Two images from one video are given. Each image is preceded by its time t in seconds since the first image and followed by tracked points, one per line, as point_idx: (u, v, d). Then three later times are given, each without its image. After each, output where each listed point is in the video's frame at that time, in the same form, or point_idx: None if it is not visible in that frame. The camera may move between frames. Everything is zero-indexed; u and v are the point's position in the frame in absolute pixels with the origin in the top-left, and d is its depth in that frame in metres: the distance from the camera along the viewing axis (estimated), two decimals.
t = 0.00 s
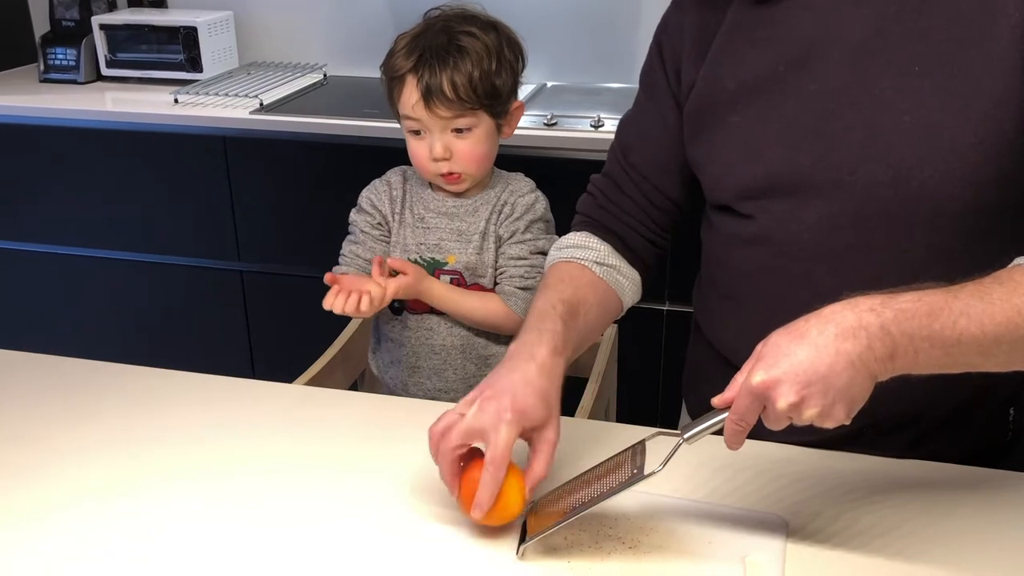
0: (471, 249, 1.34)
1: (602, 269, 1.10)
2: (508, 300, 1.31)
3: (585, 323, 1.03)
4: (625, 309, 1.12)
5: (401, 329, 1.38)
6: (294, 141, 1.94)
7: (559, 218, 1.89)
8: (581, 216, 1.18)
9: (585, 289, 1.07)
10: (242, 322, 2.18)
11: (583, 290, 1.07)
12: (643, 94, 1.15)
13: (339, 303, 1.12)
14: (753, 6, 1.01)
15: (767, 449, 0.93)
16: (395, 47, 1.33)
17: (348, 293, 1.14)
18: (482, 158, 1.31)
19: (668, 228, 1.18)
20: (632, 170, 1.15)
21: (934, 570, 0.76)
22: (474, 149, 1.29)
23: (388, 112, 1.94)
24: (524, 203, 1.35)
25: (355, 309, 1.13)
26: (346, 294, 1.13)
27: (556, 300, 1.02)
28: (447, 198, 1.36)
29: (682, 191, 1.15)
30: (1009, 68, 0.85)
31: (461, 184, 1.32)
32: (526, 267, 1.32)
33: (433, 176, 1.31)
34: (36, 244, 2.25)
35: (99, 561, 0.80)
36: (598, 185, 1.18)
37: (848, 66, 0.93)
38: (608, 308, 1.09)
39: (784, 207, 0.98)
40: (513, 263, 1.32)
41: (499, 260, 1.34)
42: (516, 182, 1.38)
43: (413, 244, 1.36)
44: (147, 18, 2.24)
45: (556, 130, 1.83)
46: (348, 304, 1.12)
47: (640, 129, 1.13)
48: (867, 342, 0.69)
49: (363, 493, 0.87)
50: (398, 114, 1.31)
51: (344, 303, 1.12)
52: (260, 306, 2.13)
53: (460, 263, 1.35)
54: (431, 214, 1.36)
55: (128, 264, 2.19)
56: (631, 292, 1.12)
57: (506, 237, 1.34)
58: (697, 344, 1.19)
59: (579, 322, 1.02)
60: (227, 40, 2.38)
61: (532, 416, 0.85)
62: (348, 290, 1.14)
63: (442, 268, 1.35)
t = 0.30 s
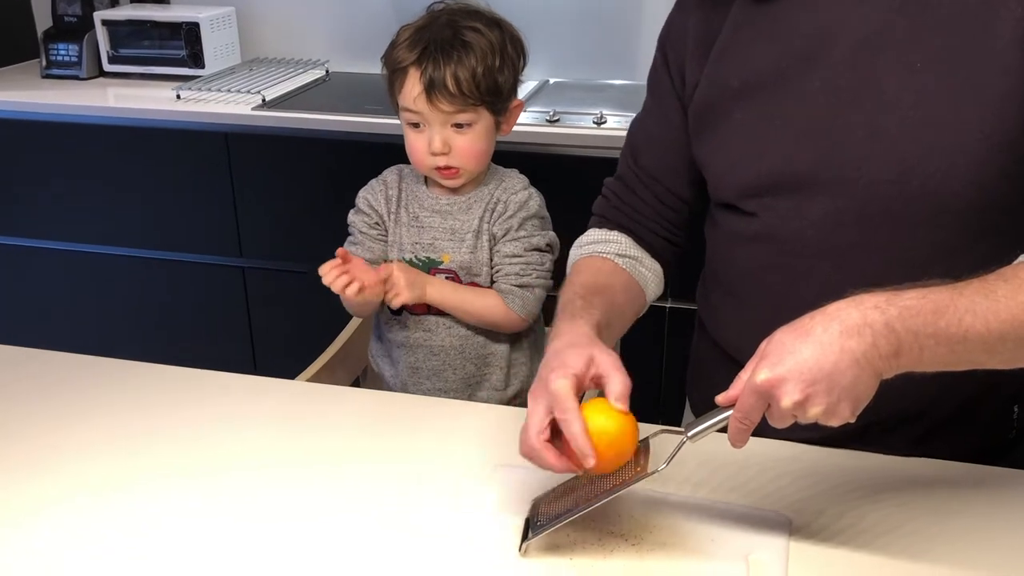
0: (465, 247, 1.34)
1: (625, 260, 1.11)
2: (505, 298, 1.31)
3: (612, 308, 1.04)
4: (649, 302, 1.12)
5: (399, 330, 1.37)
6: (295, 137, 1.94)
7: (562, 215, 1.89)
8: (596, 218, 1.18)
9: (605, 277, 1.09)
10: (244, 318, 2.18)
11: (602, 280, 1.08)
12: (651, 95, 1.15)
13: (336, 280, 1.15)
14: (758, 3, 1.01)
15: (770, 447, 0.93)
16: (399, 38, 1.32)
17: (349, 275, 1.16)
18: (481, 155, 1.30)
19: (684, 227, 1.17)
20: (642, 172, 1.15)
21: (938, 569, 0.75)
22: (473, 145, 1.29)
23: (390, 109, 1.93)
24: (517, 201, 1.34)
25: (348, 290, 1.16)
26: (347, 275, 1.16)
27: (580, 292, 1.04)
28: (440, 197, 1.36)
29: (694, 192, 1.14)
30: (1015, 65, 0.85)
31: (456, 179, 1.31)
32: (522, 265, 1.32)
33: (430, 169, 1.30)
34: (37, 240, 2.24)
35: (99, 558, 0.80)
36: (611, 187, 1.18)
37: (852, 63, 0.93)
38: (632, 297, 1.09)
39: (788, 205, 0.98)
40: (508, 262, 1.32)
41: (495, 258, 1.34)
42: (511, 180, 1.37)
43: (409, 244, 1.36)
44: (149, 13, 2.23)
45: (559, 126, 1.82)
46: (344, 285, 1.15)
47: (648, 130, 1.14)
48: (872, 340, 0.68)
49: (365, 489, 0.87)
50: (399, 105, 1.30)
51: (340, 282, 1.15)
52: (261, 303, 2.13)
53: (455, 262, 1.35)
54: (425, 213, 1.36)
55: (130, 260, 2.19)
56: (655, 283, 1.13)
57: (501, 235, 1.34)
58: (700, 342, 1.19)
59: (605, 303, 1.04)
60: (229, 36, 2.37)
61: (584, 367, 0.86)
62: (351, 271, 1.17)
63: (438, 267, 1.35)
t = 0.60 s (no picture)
0: (463, 244, 1.34)
1: (600, 257, 1.10)
2: (504, 295, 1.30)
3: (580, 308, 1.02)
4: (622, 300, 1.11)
5: (397, 326, 1.37)
6: (295, 135, 1.93)
7: (562, 213, 1.88)
8: (582, 207, 1.16)
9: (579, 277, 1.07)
10: (244, 316, 2.17)
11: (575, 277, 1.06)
12: (651, 87, 1.14)
13: (319, 283, 1.22)
14: None
15: (770, 445, 0.92)
16: (396, 36, 1.32)
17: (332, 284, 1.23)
18: (478, 152, 1.30)
19: (673, 222, 1.18)
20: (637, 161, 1.14)
21: (939, 568, 0.75)
22: (471, 143, 1.29)
23: (390, 106, 1.93)
24: (517, 199, 1.34)
25: (325, 299, 1.23)
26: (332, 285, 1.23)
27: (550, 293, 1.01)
28: (439, 193, 1.36)
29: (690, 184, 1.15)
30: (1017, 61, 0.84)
31: (454, 176, 1.31)
32: (520, 263, 1.31)
33: (426, 167, 1.30)
34: (37, 238, 2.24)
35: (98, 558, 0.79)
36: (599, 174, 1.17)
37: (854, 60, 0.92)
38: (603, 295, 1.08)
39: (789, 202, 0.98)
40: (507, 259, 1.32)
41: (493, 256, 1.34)
42: (510, 177, 1.37)
43: (405, 241, 1.36)
44: (148, 10, 2.23)
45: (559, 124, 1.82)
46: (322, 293, 1.22)
47: (647, 120, 1.13)
48: (872, 337, 0.68)
49: (364, 488, 0.86)
50: (397, 103, 1.29)
51: (321, 287, 1.22)
52: (262, 300, 2.13)
53: (452, 260, 1.34)
54: (423, 210, 1.36)
55: (130, 258, 2.19)
56: (631, 280, 1.11)
57: (500, 233, 1.33)
58: (700, 339, 1.19)
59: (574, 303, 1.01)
60: (229, 33, 2.37)
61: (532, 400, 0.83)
62: (338, 283, 1.24)
63: (434, 264, 1.35)
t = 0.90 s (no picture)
0: (460, 244, 1.34)
1: (615, 254, 1.10)
2: (502, 295, 1.30)
3: (600, 305, 1.02)
4: (635, 301, 1.10)
5: (394, 326, 1.37)
6: (294, 135, 1.93)
7: (561, 213, 1.88)
8: (588, 212, 1.16)
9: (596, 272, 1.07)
10: (242, 317, 2.17)
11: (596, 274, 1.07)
12: (652, 88, 1.14)
13: (315, 266, 1.25)
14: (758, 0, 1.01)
15: (769, 446, 0.92)
16: (389, 37, 1.32)
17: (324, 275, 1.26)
18: (474, 153, 1.30)
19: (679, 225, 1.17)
20: (638, 163, 1.14)
21: (937, 568, 0.75)
22: (466, 144, 1.29)
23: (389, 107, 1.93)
24: (514, 200, 1.34)
25: (313, 285, 1.25)
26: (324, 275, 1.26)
27: (563, 284, 1.01)
28: (435, 193, 1.36)
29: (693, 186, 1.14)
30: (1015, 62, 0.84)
31: (449, 176, 1.31)
32: (518, 263, 1.31)
33: (422, 168, 1.30)
34: (36, 239, 2.24)
35: (99, 558, 0.79)
36: (604, 181, 1.17)
37: (852, 60, 0.93)
38: (623, 292, 1.08)
39: (788, 203, 0.98)
40: (505, 260, 1.32)
41: (491, 256, 1.33)
42: (507, 178, 1.37)
43: (402, 240, 1.36)
44: (147, 11, 2.23)
45: (558, 124, 1.82)
46: (315, 278, 1.24)
47: (649, 125, 1.13)
48: (868, 337, 0.68)
49: (364, 488, 0.87)
50: (392, 105, 1.30)
51: (315, 271, 1.25)
52: (261, 301, 2.13)
53: (449, 259, 1.34)
54: (419, 210, 1.36)
55: (128, 259, 2.18)
56: (644, 280, 1.11)
57: (497, 234, 1.33)
58: (700, 340, 1.19)
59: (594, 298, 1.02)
60: (228, 34, 2.37)
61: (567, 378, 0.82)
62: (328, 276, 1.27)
63: (431, 264, 1.35)
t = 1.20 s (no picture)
0: (458, 245, 1.34)
1: (603, 256, 1.12)
2: (499, 297, 1.30)
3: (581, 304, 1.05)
4: (626, 302, 1.12)
5: (393, 329, 1.37)
6: (291, 138, 1.93)
7: (559, 215, 1.89)
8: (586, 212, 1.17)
9: (580, 271, 1.09)
10: (240, 319, 2.17)
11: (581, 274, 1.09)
12: (648, 91, 1.14)
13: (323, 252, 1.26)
14: (755, 3, 1.01)
15: (766, 449, 0.93)
16: (384, 42, 1.32)
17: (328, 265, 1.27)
18: (469, 156, 1.30)
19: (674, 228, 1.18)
20: (634, 166, 1.15)
21: (935, 571, 0.76)
22: (462, 146, 1.28)
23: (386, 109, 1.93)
24: (511, 202, 1.34)
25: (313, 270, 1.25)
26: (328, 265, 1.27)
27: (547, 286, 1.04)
28: (433, 195, 1.36)
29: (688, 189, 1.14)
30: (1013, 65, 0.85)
31: (445, 179, 1.31)
32: (516, 265, 1.31)
33: (419, 171, 1.30)
34: (33, 241, 2.24)
35: (100, 558, 0.80)
36: (600, 181, 1.18)
37: (849, 64, 0.93)
38: (609, 291, 1.10)
39: (785, 206, 0.98)
40: (502, 262, 1.32)
41: (488, 259, 1.33)
42: (504, 181, 1.37)
43: (400, 243, 1.36)
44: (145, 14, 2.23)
45: (556, 127, 1.82)
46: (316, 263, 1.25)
47: (644, 126, 1.13)
48: (866, 340, 0.68)
49: (364, 491, 0.87)
50: (387, 110, 1.30)
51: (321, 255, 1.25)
52: (259, 304, 2.13)
53: (447, 262, 1.34)
54: (417, 212, 1.36)
55: (126, 262, 2.18)
56: (633, 280, 1.13)
57: (495, 236, 1.33)
58: (697, 343, 1.19)
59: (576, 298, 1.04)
60: (226, 37, 2.37)
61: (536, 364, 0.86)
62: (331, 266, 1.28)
63: (429, 266, 1.35)
